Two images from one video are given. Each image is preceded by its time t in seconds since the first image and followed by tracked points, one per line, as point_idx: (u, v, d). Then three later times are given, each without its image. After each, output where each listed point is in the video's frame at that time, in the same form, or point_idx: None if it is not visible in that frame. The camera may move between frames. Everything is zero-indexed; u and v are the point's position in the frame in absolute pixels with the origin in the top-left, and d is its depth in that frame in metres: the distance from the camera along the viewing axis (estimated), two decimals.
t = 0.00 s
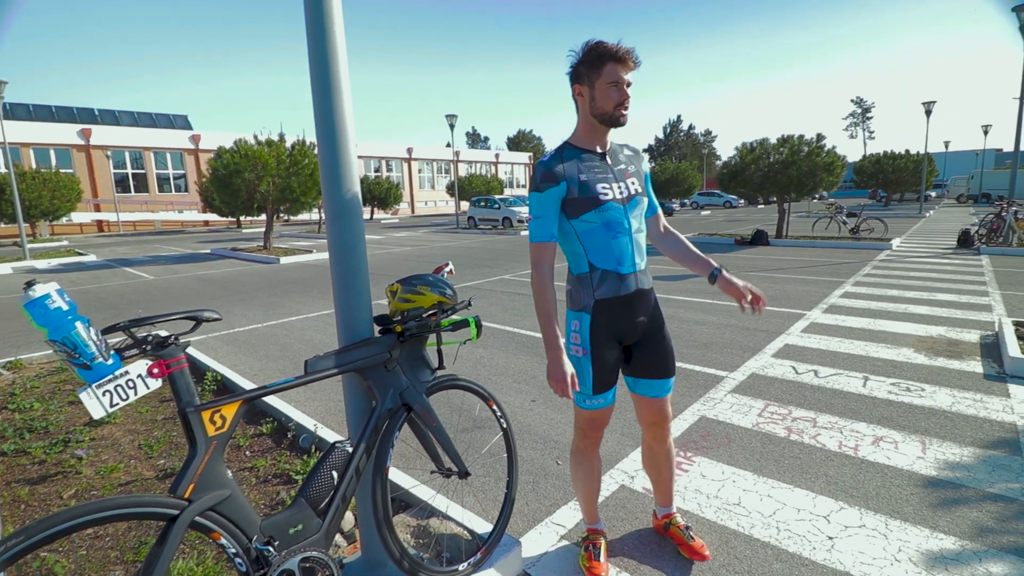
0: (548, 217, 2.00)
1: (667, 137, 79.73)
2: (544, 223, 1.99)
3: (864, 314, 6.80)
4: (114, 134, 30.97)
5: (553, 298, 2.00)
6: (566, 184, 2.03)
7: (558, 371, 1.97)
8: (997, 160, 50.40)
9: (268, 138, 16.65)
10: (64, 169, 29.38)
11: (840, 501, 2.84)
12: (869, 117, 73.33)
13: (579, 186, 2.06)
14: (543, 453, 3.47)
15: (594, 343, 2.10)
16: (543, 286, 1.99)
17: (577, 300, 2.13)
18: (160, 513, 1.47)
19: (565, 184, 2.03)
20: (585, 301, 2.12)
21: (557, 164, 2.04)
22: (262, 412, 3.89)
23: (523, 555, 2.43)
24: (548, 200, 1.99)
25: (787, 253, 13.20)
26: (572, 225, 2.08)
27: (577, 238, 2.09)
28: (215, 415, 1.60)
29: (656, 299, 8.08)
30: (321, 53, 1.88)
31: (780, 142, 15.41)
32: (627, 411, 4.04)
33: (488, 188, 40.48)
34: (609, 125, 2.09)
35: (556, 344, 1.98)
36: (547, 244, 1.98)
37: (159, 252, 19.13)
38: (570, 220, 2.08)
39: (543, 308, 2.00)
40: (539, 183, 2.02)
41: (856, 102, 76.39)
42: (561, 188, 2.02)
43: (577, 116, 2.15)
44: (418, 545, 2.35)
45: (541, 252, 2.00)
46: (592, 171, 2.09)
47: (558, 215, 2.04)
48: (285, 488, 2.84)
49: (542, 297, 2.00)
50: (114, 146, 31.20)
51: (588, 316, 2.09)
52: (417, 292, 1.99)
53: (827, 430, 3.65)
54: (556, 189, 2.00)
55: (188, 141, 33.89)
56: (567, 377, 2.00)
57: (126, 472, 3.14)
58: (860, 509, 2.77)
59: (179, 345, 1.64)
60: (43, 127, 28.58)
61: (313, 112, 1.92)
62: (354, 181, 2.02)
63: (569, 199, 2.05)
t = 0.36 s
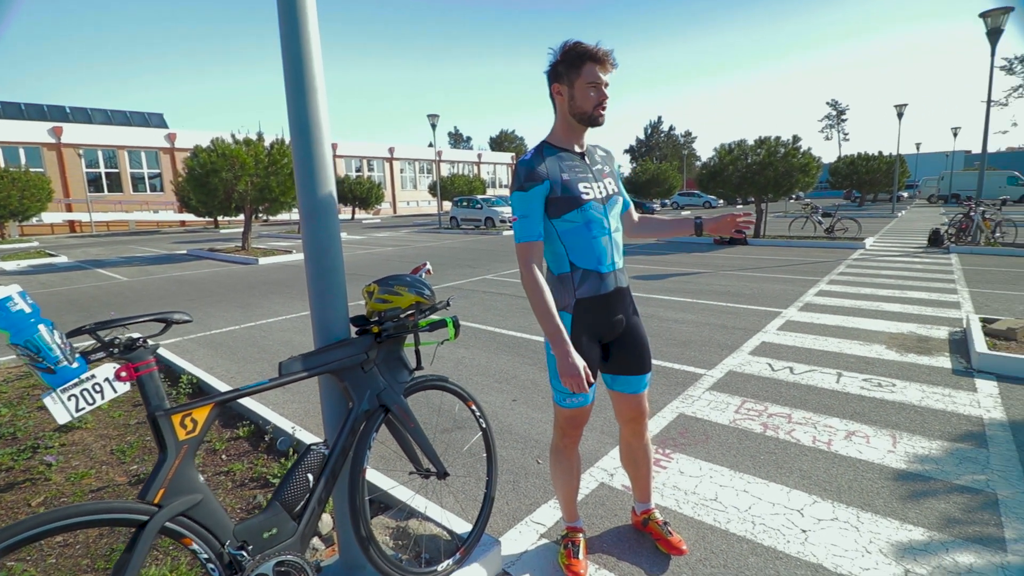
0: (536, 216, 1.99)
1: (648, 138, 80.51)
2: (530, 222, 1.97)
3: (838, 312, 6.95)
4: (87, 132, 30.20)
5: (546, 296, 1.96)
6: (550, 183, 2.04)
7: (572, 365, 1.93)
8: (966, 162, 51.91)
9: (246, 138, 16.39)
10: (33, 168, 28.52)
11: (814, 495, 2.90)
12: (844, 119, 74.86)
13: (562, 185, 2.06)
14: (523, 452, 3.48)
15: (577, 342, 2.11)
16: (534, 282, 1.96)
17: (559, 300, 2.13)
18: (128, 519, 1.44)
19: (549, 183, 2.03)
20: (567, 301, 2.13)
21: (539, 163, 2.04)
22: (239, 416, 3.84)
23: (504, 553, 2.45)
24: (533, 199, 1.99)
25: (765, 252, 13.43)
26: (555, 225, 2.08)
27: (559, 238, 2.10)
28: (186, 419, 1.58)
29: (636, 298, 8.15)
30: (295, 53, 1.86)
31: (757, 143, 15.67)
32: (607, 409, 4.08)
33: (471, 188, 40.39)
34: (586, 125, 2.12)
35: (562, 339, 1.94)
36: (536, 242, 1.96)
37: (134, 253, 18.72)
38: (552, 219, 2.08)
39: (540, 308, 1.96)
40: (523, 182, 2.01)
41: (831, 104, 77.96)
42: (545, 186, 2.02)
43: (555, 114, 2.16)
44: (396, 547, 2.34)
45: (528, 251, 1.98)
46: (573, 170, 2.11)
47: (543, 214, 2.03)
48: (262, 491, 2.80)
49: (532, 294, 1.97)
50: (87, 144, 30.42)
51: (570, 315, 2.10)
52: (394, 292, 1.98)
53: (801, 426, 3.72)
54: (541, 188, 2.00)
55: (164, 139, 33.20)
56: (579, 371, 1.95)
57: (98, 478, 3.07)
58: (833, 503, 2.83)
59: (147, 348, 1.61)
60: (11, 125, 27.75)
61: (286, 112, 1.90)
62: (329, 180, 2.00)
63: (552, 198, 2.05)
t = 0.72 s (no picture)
0: (527, 211, 1.99)
1: (643, 133, 80.51)
2: (521, 217, 1.98)
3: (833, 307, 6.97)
4: (79, 127, 29.95)
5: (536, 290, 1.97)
6: (542, 178, 2.03)
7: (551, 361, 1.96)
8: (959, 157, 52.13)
9: (240, 133, 16.28)
10: (25, 165, 28.30)
11: (809, 490, 2.92)
12: (838, 114, 74.99)
13: (554, 180, 2.05)
14: (519, 448, 3.49)
15: (567, 337, 2.12)
16: (524, 276, 1.96)
17: (550, 294, 2.14)
18: (120, 518, 1.43)
19: (541, 178, 2.03)
20: (559, 295, 2.13)
21: (533, 157, 2.03)
22: (233, 413, 3.82)
23: (499, 549, 2.45)
24: (525, 193, 1.98)
25: (760, 247, 13.45)
26: (547, 220, 2.08)
27: (552, 233, 2.10)
28: (178, 417, 1.56)
29: (632, 294, 8.16)
30: (286, 48, 1.84)
31: (752, 139, 15.68)
32: (602, 405, 4.08)
33: (466, 184, 40.28)
34: (577, 120, 2.10)
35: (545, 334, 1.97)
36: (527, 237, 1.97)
37: (128, 250, 18.60)
38: (544, 214, 2.07)
39: (528, 301, 1.97)
40: (515, 176, 2.01)
41: (826, 99, 78.09)
42: (537, 181, 2.01)
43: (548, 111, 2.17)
44: (391, 544, 2.34)
45: (519, 246, 1.99)
46: (566, 166, 2.10)
47: (535, 209, 2.03)
48: (257, 489, 2.79)
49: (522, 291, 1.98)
50: (80, 141, 30.20)
51: (561, 310, 2.11)
52: (388, 289, 1.97)
53: (796, 420, 3.74)
54: (533, 183, 2.00)
55: (157, 135, 32.96)
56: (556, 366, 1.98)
57: (92, 476, 3.06)
58: (827, 497, 2.85)
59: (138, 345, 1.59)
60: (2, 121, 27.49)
61: (277, 108, 1.88)
62: (321, 177, 1.98)
63: (544, 193, 2.05)
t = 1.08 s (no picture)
0: (514, 212, 2.05)
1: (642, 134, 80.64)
2: (510, 218, 2.04)
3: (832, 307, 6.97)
4: (77, 133, 29.96)
5: (523, 289, 2.02)
6: (530, 180, 2.07)
7: (533, 357, 1.99)
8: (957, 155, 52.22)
9: (239, 137, 16.28)
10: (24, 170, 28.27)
11: (810, 490, 2.91)
12: (836, 113, 75.12)
13: (543, 183, 2.08)
14: (519, 451, 3.48)
15: (555, 338, 2.13)
16: (511, 278, 2.02)
17: (541, 294, 2.17)
18: (117, 526, 1.42)
19: (529, 181, 2.06)
20: (548, 297, 2.15)
21: (524, 160, 2.08)
22: (233, 418, 3.81)
23: (500, 553, 2.45)
24: (512, 195, 2.04)
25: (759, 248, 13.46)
26: (537, 221, 2.11)
27: (542, 234, 2.13)
28: (176, 424, 1.56)
29: (631, 295, 8.16)
30: (282, 55, 1.84)
31: (750, 139, 15.70)
32: (602, 407, 4.08)
33: (465, 186, 40.29)
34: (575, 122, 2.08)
35: (527, 332, 1.99)
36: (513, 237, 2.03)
37: (127, 255, 18.58)
38: (535, 215, 2.11)
39: (513, 300, 2.02)
40: (504, 179, 2.06)
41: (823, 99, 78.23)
42: (524, 184, 2.05)
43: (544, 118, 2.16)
44: (391, 549, 2.34)
45: (508, 246, 2.05)
46: (556, 168, 2.09)
47: (523, 210, 2.07)
48: (257, 494, 2.78)
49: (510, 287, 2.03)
50: (79, 146, 30.19)
51: (550, 311, 2.13)
52: (386, 293, 1.96)
53: (796, 421, 3.74)
54: (520, 185, 2.04)
55: (156, 140, 33.00)
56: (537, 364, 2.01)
57: (91, 483, 3.05)
58: (828, 498, 2.84)
59: (136, 352, 1.59)
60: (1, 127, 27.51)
61: (274, 112, 1.88)
62: (318, 182, 1.99)
63: (533, 195, 2.08)
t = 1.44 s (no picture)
0: (511, 219, 2.05)
1: (640, 139, 80.90)
2: (506, 226, 2.04)
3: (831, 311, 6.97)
4: (76, 137, 29.97)
5: (521, 296, 2.01)
6: (525, 188, 2.07)
7: (528, 363, 1.99)
8: (954, 159, 52.41)
9: (238, 142, 16.29)
10: (22, 176, 28.26)
11: (810, 495, 2.90)
12: (833, 117, 75.36)
13: (538, 189, 2.08)
14: (518, 456, 3.47)
15: (553, 343, 2.12)
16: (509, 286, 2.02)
17: (540, 300, 2.17)
18: (114, 534, 1.42)
19: (524, 187, 2.07)
20: (546, 301, 2.15)
21: (518, 168, 2.09)
22: (231, 424, 3.80)
23: (499, 559, 2.44)
24: (508, 202, 2.04)
25: (758, 251, 13.48)
26: (534, 227, 2.11)
27: (539, 240, 2.12)
28: (173, 431, 1.56)
29: (630, 299, 8.16)
30: (281, 62, 1.85)
31: (748, 143, 15.74)
32: (601, 411, 4.08)
33: (464, 190, 40.32)
34: (566, 129, 2.10)
35: (524, 337, 2.00)
36: (511, 244, 2.03)
37: (125, 260, 18.56)
38: (532, 221, 2.11)
39: (511, 308, 2.01)
40: (500, 187, 2.07)
41: (821, 103, 78.53)
42: (520, 191, 2.06)
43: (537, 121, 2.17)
44: (390, 555, 2.32)
45: (506, 253, 2.06)
46: (551, 174, 2.10)
47: (520, 217, 2.08)
48: (255, 501, 2.77)
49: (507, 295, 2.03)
50: (78, 151, 30.22)
51: (549, 316, 2.12)
52: (384, 298, 1.96)
53: (795, 425, 3.73)
54: (515, 193, 2.05)
55: (155, 145, 33.03)
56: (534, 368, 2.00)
57: (88, 489, 3.03)
58: (828, 502, 2.84)
59: (134, 359, 1.58)
60: None
61: (273, 117, 1.88)
62: (318, 188, 1.99)
63: (529, 202, 2.09)
